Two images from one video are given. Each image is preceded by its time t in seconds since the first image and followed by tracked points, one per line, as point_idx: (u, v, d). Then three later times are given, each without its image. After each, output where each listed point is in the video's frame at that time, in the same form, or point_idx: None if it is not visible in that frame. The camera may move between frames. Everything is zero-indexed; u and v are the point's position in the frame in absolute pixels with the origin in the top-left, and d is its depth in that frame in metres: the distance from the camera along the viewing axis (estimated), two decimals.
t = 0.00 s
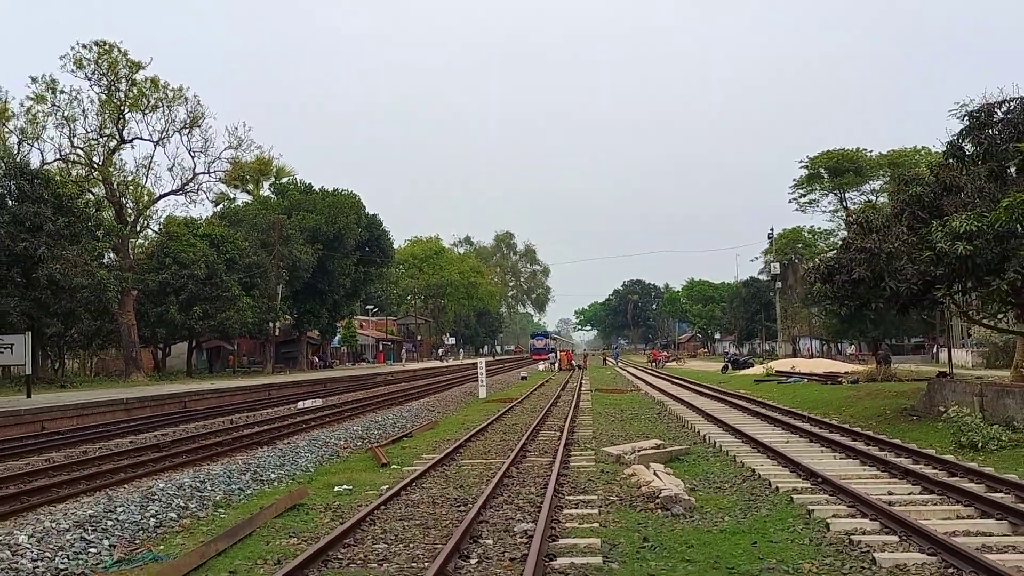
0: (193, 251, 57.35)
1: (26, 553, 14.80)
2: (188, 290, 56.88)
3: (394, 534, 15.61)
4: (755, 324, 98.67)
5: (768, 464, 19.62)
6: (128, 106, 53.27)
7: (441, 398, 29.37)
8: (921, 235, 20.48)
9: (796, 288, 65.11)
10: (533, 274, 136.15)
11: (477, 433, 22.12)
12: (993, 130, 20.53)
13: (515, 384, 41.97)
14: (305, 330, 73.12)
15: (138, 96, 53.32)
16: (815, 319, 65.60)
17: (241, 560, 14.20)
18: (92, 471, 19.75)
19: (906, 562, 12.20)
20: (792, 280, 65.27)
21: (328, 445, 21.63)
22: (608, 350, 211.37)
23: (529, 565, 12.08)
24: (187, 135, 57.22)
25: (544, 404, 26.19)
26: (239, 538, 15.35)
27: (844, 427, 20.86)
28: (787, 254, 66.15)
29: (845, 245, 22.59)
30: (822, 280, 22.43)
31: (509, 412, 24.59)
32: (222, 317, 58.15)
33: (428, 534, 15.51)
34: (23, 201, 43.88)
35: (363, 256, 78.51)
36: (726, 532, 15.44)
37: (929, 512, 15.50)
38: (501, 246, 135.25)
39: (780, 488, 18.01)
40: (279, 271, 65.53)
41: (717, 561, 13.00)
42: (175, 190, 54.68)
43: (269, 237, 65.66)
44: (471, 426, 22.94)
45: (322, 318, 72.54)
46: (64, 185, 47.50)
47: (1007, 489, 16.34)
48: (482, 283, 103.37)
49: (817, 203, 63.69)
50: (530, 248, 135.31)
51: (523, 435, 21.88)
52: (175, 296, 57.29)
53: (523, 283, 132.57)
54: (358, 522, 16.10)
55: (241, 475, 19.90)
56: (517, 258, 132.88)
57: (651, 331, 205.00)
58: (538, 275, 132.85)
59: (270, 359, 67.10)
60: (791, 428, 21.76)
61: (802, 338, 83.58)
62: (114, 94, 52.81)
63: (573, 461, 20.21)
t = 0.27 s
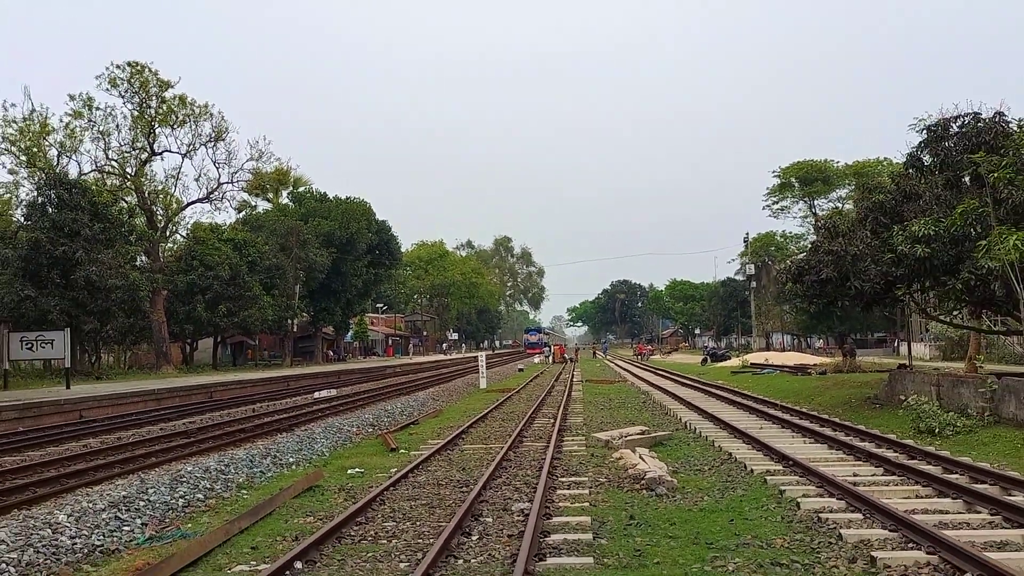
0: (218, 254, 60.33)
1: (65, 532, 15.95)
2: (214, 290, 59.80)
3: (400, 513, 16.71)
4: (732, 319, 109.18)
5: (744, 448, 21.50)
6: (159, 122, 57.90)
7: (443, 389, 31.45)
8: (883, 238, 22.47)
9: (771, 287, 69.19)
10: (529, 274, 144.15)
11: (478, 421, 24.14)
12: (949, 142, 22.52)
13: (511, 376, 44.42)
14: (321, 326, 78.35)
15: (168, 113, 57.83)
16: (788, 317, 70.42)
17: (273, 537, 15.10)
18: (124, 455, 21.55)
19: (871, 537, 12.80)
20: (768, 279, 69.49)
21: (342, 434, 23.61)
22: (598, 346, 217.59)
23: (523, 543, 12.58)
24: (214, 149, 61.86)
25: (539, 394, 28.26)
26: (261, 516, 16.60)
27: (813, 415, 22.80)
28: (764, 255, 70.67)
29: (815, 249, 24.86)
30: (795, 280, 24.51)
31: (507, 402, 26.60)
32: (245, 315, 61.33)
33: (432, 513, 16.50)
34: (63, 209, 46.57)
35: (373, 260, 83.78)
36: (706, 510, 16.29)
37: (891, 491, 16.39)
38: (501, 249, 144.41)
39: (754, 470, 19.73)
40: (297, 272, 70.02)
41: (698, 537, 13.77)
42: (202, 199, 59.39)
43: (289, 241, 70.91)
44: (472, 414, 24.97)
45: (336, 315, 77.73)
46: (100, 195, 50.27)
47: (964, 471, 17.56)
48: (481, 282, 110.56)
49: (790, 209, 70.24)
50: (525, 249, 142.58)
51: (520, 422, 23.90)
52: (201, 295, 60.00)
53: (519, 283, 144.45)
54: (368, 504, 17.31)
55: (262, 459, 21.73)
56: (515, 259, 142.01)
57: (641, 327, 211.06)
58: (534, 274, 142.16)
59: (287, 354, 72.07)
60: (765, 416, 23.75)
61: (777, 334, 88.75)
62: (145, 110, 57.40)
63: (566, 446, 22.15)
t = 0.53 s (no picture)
0: (220, 253, 60.32)
1: (67, 531, 15.96)
2: (216, 290, 59.90)
3: (402, 512, 16.67)
4: (734, 318, 109.27)
5: (746, 447, 21.48)
6: (160, 121, 57.98)
7: (445, 388, 31.47)
8: (884, 237, 22.49)
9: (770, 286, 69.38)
10: (530, 274, 144.94)
11: (479, 420, 24.15)
12: (951, 140, 22.53)
13: (513, 375, 44.53)
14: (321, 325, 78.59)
15: (169, 112, 57.89)
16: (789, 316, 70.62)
17: (278, 535, 15.05)
18: (126, 455, 21.57)
19: (873, 536, 12.76)
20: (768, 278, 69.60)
21: (344, 433, 23.64)
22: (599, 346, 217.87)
23: (524, 542, 12.58)
24: (214, 148, 62.00)
25: (541, 392, 28.28)
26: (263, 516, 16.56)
27: (815, 413, 22.80)
28: (764, 254, 70.73)
29: (816, 247, 24.90)
30: (796, 279, 24.53)
31: (509, 400, 26.62)
32: (247, 314, 61.31)
33: (435, 512, 16.52)
34: (64, 209, 46.62)
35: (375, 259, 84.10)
36: (707, 509, 16.29)
37: (892, 490, 16.35)
38: (501, 249, 145.00)
39: (756, 468, 19.72)
40: (298, 273, 70.27)
41: (700, 535, 13.77)
42: (204, 198, 59.93)
43: (291, 240, 71.13)
44: (474, 413, 24.98)
45: (338, 315, 77.80)
46: (101, 195, 50.18)
47: (964, 469, 17.62)
48: (483, 282, 110.85)
49: (792, 208, 70.18)
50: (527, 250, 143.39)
51: (521, 420, 23.92)
52: (203, 294, 60.04)
53: (521, 282, 144.34)
54: (370, 503, 17.28)
55: (264, 457, 21.77)
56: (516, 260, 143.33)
57: (642, 327, 211.43)
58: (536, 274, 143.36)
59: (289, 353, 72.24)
60: (766, 415, 23.75)
61: (777, 332, 88.86)
62: (146, 110, 57.45)
63: (568, 445, 22.15)
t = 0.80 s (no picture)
0: (222, 251, 60.42)
1: (69, 530, 15.96)
2: (217, 287, 60.07)
3: (405, 510, 16.70)
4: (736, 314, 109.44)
5: (748, 443, 21.47)
6: (161, 119, 57.97)
7: (447, 386, 31.47)
8: (886, 233, 22.46)
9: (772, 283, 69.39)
10: (532, 271, 145.33)
11: (481, 417, 24.15)
12: (953, 135, 22.49)
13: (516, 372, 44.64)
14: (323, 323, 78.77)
15: (170, 111, 57.89)
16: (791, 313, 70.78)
17: (279, 533, 15.03)
18: (129, 453, 21.59)
19: (875, 532, 12.77)
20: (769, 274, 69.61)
21: (346, 430, 23.66)
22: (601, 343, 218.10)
23: (527, 539, 12.55)
24: (215, 146, 61.99)
25: (543, 390, 28.29)
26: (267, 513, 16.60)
27: (817, 410, 22.79)
28: (765, 250, 70.74)
29: (817, 243, 24.88)
30: (798, 275, 24.49)
31: (511, 398, 26.63)
32: (249, 313, 61.07)
33: (437, 509, 16.52)
34: (65, 208, 46.47)
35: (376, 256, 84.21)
36: (710, 506, 16.26)
37: (894, 486, 16.36)
38: (503, 246, 145.06)
39: (758, 465, 19.70)
40: (299, 270, 70.36)
41: (701, 532, 13.76)
42: (205, 196, 59.89)
43: (292, 238, 71.06)
44: (475, 410, 25.00)
45: (339, 313, 78.15)
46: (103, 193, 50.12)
47: (966, 465, 17.63)
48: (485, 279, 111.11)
49: (794, 205, 70.25)
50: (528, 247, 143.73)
51: (523, 418, 23.93)
52: (205, 292, 60.29)
53: (524, 280, 144.48)
54: (372, 500, 17.30)
55: (266, 456, 21.77)
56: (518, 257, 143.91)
57: (644, 323, 211.62)
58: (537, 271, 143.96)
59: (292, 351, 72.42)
60: (769, 411, 23.76)
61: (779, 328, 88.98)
62: (147, 108, 57.45)
63: (570, 442, 22.15)
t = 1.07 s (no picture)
0: (219, 249, 60.66)
1: (66, 528, 15.93)
2: (214, 286, 60.04)
3: (401, 507, 16.71)
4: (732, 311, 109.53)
5: (745, 440, 21.50)
6: (157, 117, 57.83)
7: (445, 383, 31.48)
8: (883, 230, 22.49)
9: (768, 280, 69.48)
10: (529, 269, 145.61)
11: (478, 415, 24.15)
12: (949, 132, 22.53)
13: (513, 368, 44.68)
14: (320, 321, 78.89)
15: (166, 108, 57.77)
16: (787, 310, 70.91)
17: (276, 531, 14.98)
18: (126, 451, 21.57)
19: (872, 528, 12.79)
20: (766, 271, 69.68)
21: (343, 428, 23.66)
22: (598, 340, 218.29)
23: (524, 536, 12.52)
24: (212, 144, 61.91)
25: (540, 387, 28.29)
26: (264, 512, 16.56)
27: (814, 407, 22.81)
28: (761, 248, 70.81)
29: (814, 241, 24.89)
30: (794, 272, 24.50)
31: (509, 395, 26.64)
32: (245, 311, 61.17)
33: (434, 507, 16.53)
34: (62, 206, 46.46)
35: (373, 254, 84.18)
36: (707, 503, 16.27)
37: (892, 482, 16.39)
38: (500, 244, 145.00)
39: (755, 462, 19.71)
40: (297, 269, 70.36)
41: (698, 529, 13.78)
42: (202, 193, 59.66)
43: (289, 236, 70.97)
44: (472, 408, 24.99)
45: (336, 311, 78.33)
46: (99, 192, 50.10)
47: (963, 461, 17.66)
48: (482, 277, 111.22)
49: (790, 201, 70.23)
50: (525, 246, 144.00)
51: (521, 415, 23.93)
52: (202, 291, 60.34)
53: (520, 277, 144.79)
54: (370, 498, 17.30)
55: (263, 454, 21.75)
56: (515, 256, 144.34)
57: (640, 321, 211.88)
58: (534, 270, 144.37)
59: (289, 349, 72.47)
60: (765, 408, 23.79)
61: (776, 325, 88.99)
62: (144, 106, 57.35)
63: (567, 439, 22.15)
